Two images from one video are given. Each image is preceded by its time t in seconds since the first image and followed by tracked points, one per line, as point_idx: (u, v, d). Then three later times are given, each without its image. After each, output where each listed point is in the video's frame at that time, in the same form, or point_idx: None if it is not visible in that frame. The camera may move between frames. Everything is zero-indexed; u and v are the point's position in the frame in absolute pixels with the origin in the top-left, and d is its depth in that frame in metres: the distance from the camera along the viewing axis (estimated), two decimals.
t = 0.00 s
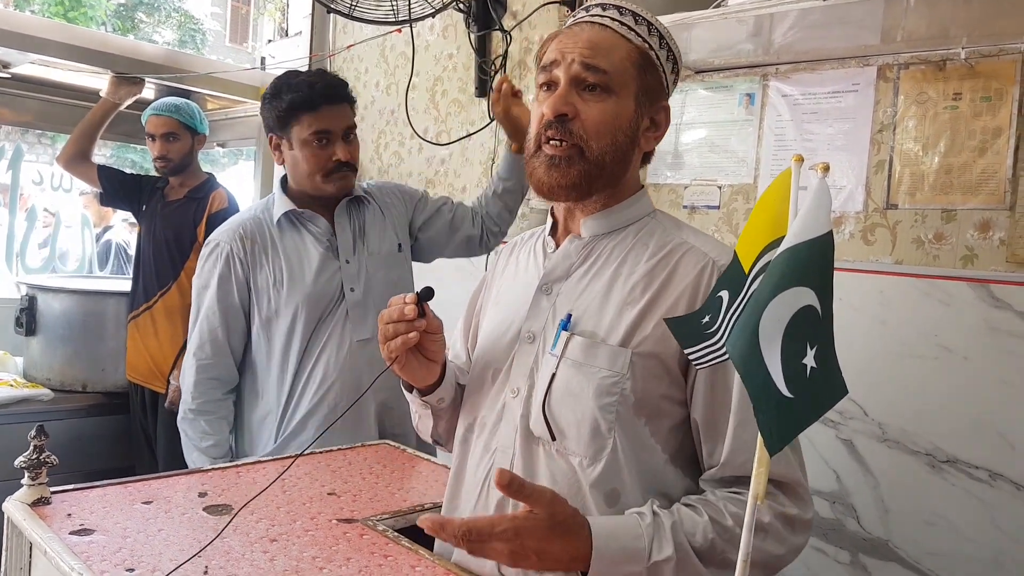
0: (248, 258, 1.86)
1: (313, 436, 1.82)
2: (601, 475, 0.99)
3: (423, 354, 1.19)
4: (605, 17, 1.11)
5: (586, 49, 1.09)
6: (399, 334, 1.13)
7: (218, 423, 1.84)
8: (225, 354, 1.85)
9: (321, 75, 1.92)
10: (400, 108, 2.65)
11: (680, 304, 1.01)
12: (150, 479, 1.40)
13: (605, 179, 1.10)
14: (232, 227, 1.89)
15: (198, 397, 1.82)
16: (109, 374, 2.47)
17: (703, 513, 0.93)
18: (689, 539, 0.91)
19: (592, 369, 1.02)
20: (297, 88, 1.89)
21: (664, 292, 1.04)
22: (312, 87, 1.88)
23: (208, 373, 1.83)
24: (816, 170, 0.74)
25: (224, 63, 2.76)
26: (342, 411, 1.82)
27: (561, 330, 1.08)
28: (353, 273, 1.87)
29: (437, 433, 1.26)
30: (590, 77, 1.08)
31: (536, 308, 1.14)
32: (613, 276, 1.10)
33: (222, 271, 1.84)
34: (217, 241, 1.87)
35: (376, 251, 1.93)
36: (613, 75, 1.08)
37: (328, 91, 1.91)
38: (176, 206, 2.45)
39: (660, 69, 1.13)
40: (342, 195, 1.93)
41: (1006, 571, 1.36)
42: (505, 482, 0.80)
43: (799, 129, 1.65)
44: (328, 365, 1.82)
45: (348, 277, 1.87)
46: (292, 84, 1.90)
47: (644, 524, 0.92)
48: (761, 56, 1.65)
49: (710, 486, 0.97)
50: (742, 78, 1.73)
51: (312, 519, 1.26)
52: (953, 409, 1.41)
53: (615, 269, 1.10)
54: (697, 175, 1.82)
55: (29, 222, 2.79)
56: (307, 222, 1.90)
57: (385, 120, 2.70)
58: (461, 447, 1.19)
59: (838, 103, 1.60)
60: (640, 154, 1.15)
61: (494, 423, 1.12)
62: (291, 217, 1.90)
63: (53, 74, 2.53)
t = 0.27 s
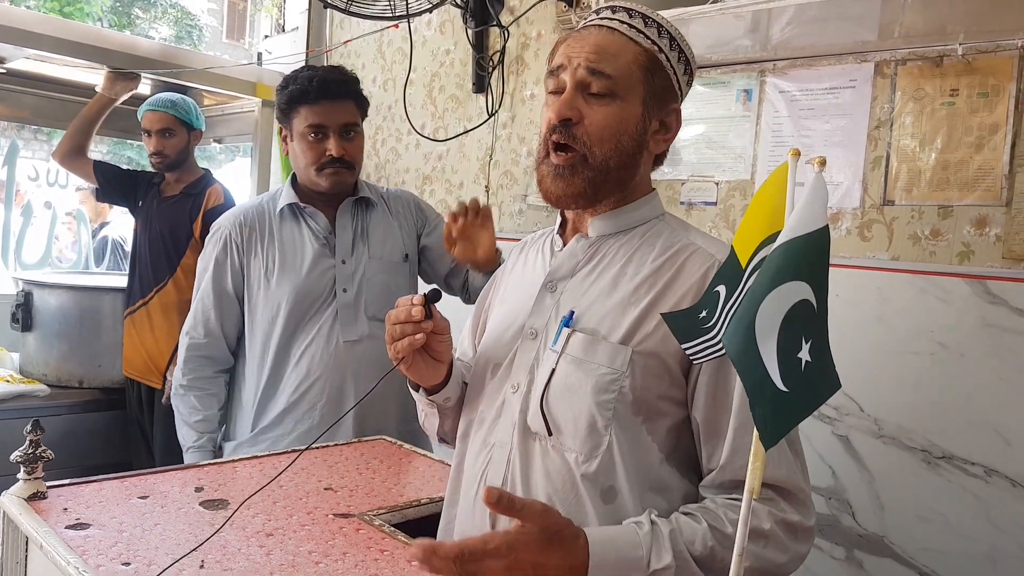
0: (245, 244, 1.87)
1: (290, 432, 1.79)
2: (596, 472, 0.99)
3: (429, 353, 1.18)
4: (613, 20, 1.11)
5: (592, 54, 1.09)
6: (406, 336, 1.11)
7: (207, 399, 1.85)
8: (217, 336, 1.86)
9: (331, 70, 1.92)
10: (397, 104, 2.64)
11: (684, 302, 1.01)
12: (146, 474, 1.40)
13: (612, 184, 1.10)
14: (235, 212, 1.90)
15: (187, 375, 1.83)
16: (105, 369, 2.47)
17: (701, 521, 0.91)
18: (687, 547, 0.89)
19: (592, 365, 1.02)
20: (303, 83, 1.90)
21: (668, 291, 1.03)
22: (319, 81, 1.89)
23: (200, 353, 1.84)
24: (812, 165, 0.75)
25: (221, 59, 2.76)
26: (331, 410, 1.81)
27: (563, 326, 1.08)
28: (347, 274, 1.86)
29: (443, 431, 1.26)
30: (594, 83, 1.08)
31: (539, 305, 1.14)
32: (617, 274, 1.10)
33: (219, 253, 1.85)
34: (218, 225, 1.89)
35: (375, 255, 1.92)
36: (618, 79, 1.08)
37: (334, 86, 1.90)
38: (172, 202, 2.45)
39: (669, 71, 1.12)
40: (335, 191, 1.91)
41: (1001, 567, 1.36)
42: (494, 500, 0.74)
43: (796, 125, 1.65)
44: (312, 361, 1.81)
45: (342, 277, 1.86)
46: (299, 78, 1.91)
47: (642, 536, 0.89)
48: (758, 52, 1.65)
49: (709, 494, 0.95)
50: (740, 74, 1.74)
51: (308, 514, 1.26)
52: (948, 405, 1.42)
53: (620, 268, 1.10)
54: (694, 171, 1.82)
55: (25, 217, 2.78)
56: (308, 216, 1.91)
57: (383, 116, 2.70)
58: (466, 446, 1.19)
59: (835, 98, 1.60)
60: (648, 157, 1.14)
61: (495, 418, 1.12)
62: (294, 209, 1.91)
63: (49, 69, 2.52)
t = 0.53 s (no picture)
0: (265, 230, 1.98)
1: (266, 422, 1.85)
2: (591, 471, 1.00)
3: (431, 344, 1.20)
4: (620, 23, 1.12)
5: (589, 58, 1.11)
6: (408, 323, 1.14)
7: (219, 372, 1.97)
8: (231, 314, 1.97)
9: (371, 76, 1.96)
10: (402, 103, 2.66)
11: (676, 302, 1.01)
12: (148, 465, 1.41)
13: (601, 184, 1.11)
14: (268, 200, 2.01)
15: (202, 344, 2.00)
16: (108, 361, 2.49)
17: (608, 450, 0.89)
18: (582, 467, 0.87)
19: (586, 363, 1.03)
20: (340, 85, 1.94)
21: (664, 291, 1.04)
22: (356, 84, 1.92)
23: (219, 324, 1.99)
24: (813, 171, 0.76)
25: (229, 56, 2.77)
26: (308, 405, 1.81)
27: (561, 324, 1.10)
28: (346, 281, 1.87)
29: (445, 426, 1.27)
30: (590, 86, 1.10)
31: (543, 305, 1.16)
32: (619, 274, 1.11)
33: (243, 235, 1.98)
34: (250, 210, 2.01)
35: (380, 268, 1.90)
36: (612, 83, 1.09)
37: (370, 91, 1.94)
38: (178, 196, 2.46)
39: (674, 74, 1.11)
40: (357, 192, 1.93)
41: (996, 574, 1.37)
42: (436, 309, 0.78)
43: (797, 131, 1.66)
44: (293, 358, 1.84)
45: (341, 284, 1.87)
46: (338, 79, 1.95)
47: (544, 425, 0.89)
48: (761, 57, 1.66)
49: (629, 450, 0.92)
50: (742, 80, 1.75)
51: (307, 508, 1.27)
52: (948, 413, 1.42)
53: (621, 269, 1.12)
54: (695, 175, 1.84)
55: (33, 209, 2.80)
56: (327, 217, 1.94)
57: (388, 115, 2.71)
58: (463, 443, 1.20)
59: (836, 105, 1.61)
60: (644, 163, 1.13)
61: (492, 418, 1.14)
62: (316, 206, 1.96)
63: (59, 64, 2.54)
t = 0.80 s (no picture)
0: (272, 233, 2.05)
1: (257, 419, 1.91)
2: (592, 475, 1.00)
3: (432, 346, 1.20)
4: (621, 23, 1.12)
5: (589, 57, 1.12)
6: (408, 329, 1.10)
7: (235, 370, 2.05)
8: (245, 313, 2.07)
9: (381, 85, 1.97)
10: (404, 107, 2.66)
11: (675, 306, 1.01)
12: (156, 472, 1.42)
13: (600, 181, 1.11)
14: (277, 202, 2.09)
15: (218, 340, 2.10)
16: (114, 367, 2.50)
17: (594, 464, 0.90)
18: (568, 482, 0.89)
19: (584, 369, 1.03)
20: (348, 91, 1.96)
21: (662, 295, 1.04)
22: (365, 92, 1.94)
23: (235, 322, 2.09)
24: (814, 173, 0.77)
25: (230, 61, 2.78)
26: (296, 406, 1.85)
27: (561, 330, 1.10)
28: (332, 284, 1.88)
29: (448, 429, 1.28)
30: (589, 84, 1.10)
31: (543, 310, 1.16)
32: (618, 277, 1.11)
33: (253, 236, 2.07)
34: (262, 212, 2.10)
35: (368, 274, 1.89)
36: (611, 81, 1.10)
37: (378, 99, 1.95)
38: (182, 202, 2.47)
39: (674, 73, 1.11)
40: (354, 197, 1.94)
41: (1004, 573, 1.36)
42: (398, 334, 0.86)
43: (799, 131, 1.66)
44: (280, 359, 1.89)
45: (327, 286, 1.88)
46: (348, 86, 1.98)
47: (528, 443, 0.91)
48: (762, 58, 1.66)
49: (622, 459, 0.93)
50: (744, 80, 1.75)
51: (314, 513, 1.28)
52: (953, 410, 1.42)
53: (620, 272, 1.11)
54: (697, 176, 1.84)
55: (38, 216, 2.82)
56: (325, 221, 1.97)
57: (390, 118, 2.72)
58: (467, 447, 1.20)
59: (839, 105, 1.60)
60: (644, 161, 1.13)
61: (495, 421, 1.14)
62: (318, 210, 2.00)
63: (61, 71, 2.55)
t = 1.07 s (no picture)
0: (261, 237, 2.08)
1: (245, 420, 1.91)
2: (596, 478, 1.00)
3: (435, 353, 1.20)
4: (636, 25, 1.13)
5: (614, 54, 1.11)
6: (410, 334, 1.14)
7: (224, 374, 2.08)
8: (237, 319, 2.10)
9: (362, 84, 1.98)
10: (407, 110, 2.67)
11: (678, 314, 1.02)
12: (162, 474, 1.42)
13: (629, 183, 1.11)
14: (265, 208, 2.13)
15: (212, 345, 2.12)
16: (119, 371, 2.51)
17: (619, 479, 0.90)
18: (594, 498, 0.89)
19: (587, 377, 1.03)
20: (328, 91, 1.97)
21: (666, 302, 1.05)
22: (345, 90, 1.95)
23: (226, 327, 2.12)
24: (817, 177, 0.77)
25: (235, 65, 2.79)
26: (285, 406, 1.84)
27: (563, 337, 1.10)
28: (313, 282, 1.89)
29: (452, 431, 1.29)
30: (616, 82, 1.10)
31: (547, 314, 1.17)
32: (622, 282, 1.12)
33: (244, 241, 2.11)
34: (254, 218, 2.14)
35: (349, 271, 1.89)
36: (641, 79, 1.10)
37: (357, 98, 1.95)
38: (188, 206, 2.48)
39: (689, 79, 1.14)
40: (333, 194, 1.95)
41: None
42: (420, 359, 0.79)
43: (803, 134, 1.66)
44: (266, 358, 1.89)
45: (309, 285, 1.89)
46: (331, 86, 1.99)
47: (552, 460, 0.91)
48: (765, 61, 1.66)
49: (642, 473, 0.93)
50: (747, 83, 1.75)
51: (320, 516, 1.28)
52: (957, 412, 1.42)
53: (625, 277, 1.12)
54: (700, 179, 1.84)
55: (43, 220, 2.83)
56: (309, 222, 1.99)
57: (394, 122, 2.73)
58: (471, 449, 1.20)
59: (843, 108, 1.61)
60: (664, 164, 1.15)
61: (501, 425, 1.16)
62: (303, 213, 2.03)
63: (66, 75, 2.56)
